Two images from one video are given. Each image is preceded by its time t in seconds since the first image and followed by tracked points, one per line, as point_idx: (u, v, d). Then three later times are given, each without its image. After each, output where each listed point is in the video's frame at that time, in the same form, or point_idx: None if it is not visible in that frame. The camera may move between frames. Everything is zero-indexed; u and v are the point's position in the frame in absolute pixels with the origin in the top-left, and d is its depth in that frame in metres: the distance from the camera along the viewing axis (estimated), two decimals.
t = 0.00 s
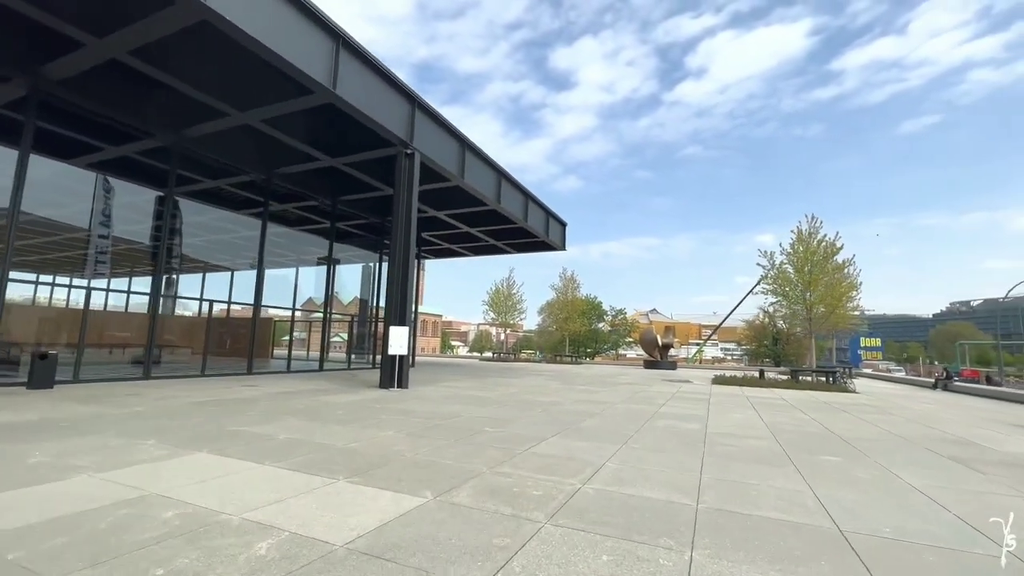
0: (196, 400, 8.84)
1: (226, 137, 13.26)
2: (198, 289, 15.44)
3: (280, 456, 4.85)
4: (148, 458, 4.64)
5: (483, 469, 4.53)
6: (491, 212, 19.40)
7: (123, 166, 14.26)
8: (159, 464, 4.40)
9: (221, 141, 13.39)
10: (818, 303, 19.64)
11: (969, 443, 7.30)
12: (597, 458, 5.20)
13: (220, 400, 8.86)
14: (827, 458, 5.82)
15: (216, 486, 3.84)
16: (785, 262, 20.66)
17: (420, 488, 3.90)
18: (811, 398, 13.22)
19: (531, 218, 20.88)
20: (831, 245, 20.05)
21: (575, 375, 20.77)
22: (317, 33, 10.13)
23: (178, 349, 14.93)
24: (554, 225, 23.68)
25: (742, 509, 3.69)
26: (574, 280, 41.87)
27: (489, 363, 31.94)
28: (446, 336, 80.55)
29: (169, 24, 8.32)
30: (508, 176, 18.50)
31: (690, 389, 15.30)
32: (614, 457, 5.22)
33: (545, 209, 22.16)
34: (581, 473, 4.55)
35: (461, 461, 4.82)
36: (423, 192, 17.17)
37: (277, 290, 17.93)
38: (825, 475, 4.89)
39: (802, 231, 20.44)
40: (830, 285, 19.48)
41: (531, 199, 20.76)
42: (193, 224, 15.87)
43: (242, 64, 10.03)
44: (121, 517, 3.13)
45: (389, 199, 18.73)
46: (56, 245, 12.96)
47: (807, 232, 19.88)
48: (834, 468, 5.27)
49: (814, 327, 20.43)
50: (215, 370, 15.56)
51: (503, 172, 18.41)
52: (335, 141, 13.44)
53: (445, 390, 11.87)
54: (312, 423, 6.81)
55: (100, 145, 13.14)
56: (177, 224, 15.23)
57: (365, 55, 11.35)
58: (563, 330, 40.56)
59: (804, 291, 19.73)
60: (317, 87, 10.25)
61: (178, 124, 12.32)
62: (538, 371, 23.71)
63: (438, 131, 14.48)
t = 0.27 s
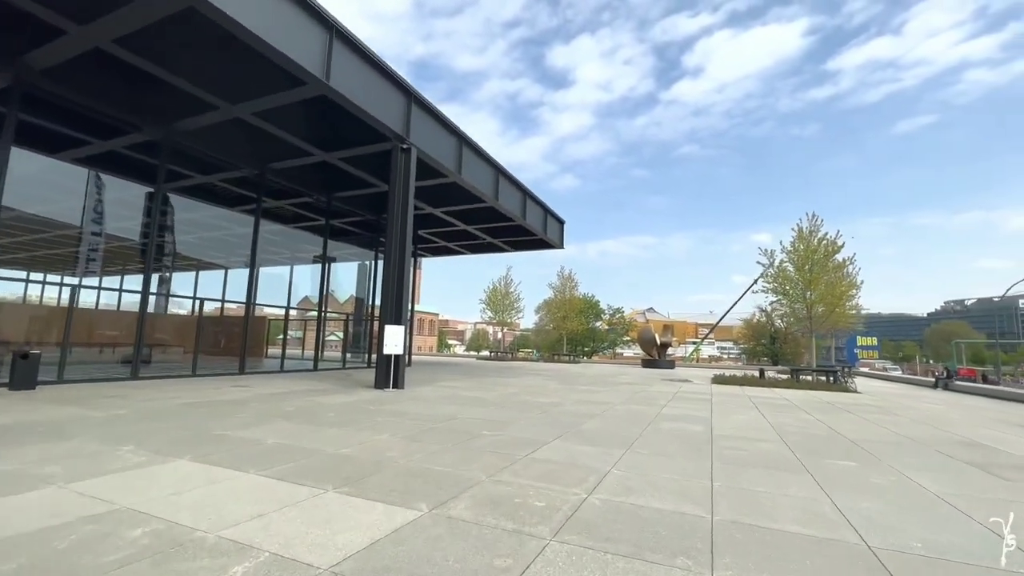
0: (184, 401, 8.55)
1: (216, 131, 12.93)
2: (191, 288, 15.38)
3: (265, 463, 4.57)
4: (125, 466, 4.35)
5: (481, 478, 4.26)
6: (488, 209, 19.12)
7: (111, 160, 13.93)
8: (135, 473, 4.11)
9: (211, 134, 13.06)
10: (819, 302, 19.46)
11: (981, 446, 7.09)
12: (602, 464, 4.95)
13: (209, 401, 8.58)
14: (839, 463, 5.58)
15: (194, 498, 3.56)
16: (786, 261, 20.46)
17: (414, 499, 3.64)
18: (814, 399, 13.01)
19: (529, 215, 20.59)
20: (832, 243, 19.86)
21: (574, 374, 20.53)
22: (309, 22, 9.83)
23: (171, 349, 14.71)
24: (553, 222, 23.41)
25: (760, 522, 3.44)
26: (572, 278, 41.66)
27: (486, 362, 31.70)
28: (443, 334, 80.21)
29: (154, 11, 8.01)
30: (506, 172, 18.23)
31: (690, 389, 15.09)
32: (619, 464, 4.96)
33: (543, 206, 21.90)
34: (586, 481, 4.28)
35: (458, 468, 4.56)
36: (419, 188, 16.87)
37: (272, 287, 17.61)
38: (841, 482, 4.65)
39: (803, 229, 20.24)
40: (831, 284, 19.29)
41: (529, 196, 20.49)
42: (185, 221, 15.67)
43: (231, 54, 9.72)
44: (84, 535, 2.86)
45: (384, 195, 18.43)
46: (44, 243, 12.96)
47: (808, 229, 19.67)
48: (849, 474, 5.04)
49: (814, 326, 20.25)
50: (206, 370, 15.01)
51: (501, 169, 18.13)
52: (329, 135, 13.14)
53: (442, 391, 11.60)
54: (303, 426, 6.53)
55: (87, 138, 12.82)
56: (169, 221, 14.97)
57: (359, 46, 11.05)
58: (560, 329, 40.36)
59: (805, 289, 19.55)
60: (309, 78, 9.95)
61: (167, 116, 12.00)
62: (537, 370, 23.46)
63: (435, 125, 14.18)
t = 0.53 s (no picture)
0: (174, 401, 8.27)
1: (209, 124, 12.62)
2: (187, 286, 15.09)
3: (254, 466, 4.32)
4: (104, 471, 4.08)
5: (483, 483, 4.02)
6: (487, 206, 18.86)
7: (102, 154, 13.63)
8: (114, 479, 3.85)
9: (204, 127, 12.75)
10: (821, 300, 19.26)
11: (997, 447, 6.89)
12: (609, 467, 4.72)
13: (199, 401, 8.30)
14: (855, 465, 5.36)
15: (174, 508, 3.31)
16: (788, 258, 20.26)
17: (412, 508, 3.39)
18: (818, 398, 12.82)
19: (529, 212, 20.35)
20: (835, 241, 19.66)
21: (574, 373, 20.31)
22: (304, 11, 9.56)
23: (166, 347, 14.55)
24: (552, 220, 23.16)
25: (783, 532, 3.21)
26: (571, 276, 41.40)
27: (484, 361, 31.46)
28: (441, 332, 79.97)
29: None
30: (505, 168, 17.99)
31: (692, 388, 14.89)
32: (627, 467, 4.73)
33: (542, 203, 21.65)
34: (594, 487, 4.05)
35: (458, 472, 4.32)
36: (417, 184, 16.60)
37: (267, 285, 17.33)
38: (860, 487, 4.43)
39: (805, 226, 20.04)
40: (833, 282, 19.11)
41: (528, 193, 20.25)
42: (177, 218, 15.37)
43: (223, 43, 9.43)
44: (48, 551, 2.60)
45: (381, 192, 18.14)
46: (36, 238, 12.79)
47: (810, 227, 19.47)
48: (866, 478, 4.82)
49: (815, 324, 20.08)
50: (199, 369, 14.82)
51: (500, 165, 17.86)
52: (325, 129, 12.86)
53: (440, 390, 11.35)
54: (296, 427, 6.27)
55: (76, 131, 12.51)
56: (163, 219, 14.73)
57: (356, 36, 10.78)
58: (559, 327, 40.14)
59: (806, 287, 19.36)
60: (304, 69, 9.68)
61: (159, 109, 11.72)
62: (536, 369, 23.22)
63: (434, 120, 13.92)
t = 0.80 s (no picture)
0: (164, 401, 8.00)
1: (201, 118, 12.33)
2: (183, 283, 14.77)
3: (241, 474, 4.06)
4: (80, 479, 3.82)
5: (484, 492, 3.76)
6: (486, 202, 18.60)
7: (93, 149, 13.34)
8: (89, 488, 3.59)
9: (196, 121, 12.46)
10: (824, 298, 19.05)
11: (1014, 449, 6.68)
12: (617, 473, 4.47)
13: (190, 401, 8.03)
14: (872, 470, 5.12)
15: (150, 522, 3.05)
16: (790, 256, 20.04)
17: (408, 521, 3.15)
18: (823, 397, 12.58)
19: (528, 209, 20.10)
20: (838, 238, 19.44)
21: (574, 372, 20.07)
22: None
23: (160, 346, 14.25)
24: (552, 217, 22.91)
25: (809, 547, 2.97)
26: (570, 274, 41.14)
27: (483, 359, 31.20)
28: (439, 330, 79.65)
29: None
30: (504, 165, 17.73)
31: (694, 387, 14.66)
32: (636, 473, 4.48)
33: (542, 200, 21.39)
34: (602, 495, 3.81)
35: (458, 480, 4.06)
36: (415, 180, 16.34)
37: (264, 283, 17.03)
38: (883, 495, 4.18)
39: (808, 223, 19.82)
40: (836, 280, 18.89)
41: (528, 190, 20.00)
42: (173, 215, 15.15)
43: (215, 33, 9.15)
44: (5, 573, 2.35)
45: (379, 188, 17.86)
46: (27, 237, 12.43)
47: (813, 224, 19.26)
48: (886, 484, 4.59)
49: (818, 322, 19.86)
50: (191, 368, 14.49)
51: (499, 161, 17.59)
52: (320, 123, 12.59)
53: (439, 390, 11.09)
54: (289, 429, 6.02)
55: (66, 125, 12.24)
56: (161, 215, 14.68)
57: (352, 27, 10.51)
58: (558, 326, 39.90)
59: (809, 285, 19.14)
60: (299, 60, 9.40)
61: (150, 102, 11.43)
62: (535, 368, 22.97)
63: (432, 114, 13.65)
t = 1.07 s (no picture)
0: (154, 401, 7.75)
1: (195, 111, 12.05)
2: (179, 281, 14.61)
3: (226, 480, 3.82)
4: (53, 487, 3.57)
5: (484, 500, 3.52)
6: (486, 199, 18.33)
7: (84, 143, 13.07)
8: (61, 496, 3.35)
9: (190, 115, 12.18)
10: (827, 296, 18.82)
11: None
12: (625, 479, 4.23)
13: (181, 401, 7.78)
14: (890, 475, 4.89)
15: (122, 536, 2.81)
16: (793, 253, 19.82)
17: (402, 533, 2.90)
18: (829, 397, 12.37)
19: (528, 206, 19.85)
20: (842, 235, 19.22)
21: (574, 371, 19.83)
22: None
23: (157, 344, 14.01)
24: (552, 214, 22.65)
25: (839, 564, 2.73)
26: (570, 273, 40.89)
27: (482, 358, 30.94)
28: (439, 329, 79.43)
29: None
30: (504, 160, 17.47)
31: (697, 386, 14.44)
32: (645, 478, 4.24)
33: (542, 197, 21.12)
34: (611, 504, 3.57)
35: (457, 487, 3.82)
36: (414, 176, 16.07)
37: (261, 281, 16.71)
38: (907, 503, 3.95)
39: (811, 220, 19.59)
40: (840, 277, 18.66)
41: (528, 186, 19.74)
42: (169, 211, 15.11)
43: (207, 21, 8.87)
44: None
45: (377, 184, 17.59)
46: (24, 234, 12.72)
47: (817, 221, 19.03)
48: (909, 490, 4.35)
49: (821, 321, 19.65)
50: (186, 367, 14.18)
51: (499, 156, 17.32)
52: (316, 116, 12.31)
53: (438, 389, 10.84)
54: (281, 431, 5.76)
55: (56, 119, 11.97)
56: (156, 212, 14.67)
57: (348, 16, 10.23)
58: (558, 324, 39.66)
59: (812, 283, 18.93)
60: (293, 50, 9.12)
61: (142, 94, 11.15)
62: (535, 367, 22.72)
63: (431, 108, 13.38)
